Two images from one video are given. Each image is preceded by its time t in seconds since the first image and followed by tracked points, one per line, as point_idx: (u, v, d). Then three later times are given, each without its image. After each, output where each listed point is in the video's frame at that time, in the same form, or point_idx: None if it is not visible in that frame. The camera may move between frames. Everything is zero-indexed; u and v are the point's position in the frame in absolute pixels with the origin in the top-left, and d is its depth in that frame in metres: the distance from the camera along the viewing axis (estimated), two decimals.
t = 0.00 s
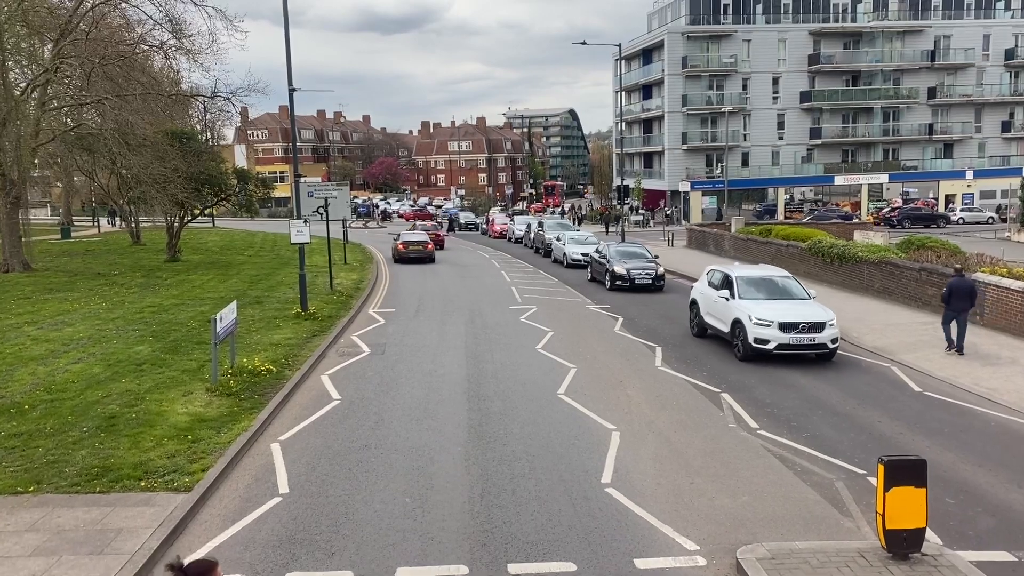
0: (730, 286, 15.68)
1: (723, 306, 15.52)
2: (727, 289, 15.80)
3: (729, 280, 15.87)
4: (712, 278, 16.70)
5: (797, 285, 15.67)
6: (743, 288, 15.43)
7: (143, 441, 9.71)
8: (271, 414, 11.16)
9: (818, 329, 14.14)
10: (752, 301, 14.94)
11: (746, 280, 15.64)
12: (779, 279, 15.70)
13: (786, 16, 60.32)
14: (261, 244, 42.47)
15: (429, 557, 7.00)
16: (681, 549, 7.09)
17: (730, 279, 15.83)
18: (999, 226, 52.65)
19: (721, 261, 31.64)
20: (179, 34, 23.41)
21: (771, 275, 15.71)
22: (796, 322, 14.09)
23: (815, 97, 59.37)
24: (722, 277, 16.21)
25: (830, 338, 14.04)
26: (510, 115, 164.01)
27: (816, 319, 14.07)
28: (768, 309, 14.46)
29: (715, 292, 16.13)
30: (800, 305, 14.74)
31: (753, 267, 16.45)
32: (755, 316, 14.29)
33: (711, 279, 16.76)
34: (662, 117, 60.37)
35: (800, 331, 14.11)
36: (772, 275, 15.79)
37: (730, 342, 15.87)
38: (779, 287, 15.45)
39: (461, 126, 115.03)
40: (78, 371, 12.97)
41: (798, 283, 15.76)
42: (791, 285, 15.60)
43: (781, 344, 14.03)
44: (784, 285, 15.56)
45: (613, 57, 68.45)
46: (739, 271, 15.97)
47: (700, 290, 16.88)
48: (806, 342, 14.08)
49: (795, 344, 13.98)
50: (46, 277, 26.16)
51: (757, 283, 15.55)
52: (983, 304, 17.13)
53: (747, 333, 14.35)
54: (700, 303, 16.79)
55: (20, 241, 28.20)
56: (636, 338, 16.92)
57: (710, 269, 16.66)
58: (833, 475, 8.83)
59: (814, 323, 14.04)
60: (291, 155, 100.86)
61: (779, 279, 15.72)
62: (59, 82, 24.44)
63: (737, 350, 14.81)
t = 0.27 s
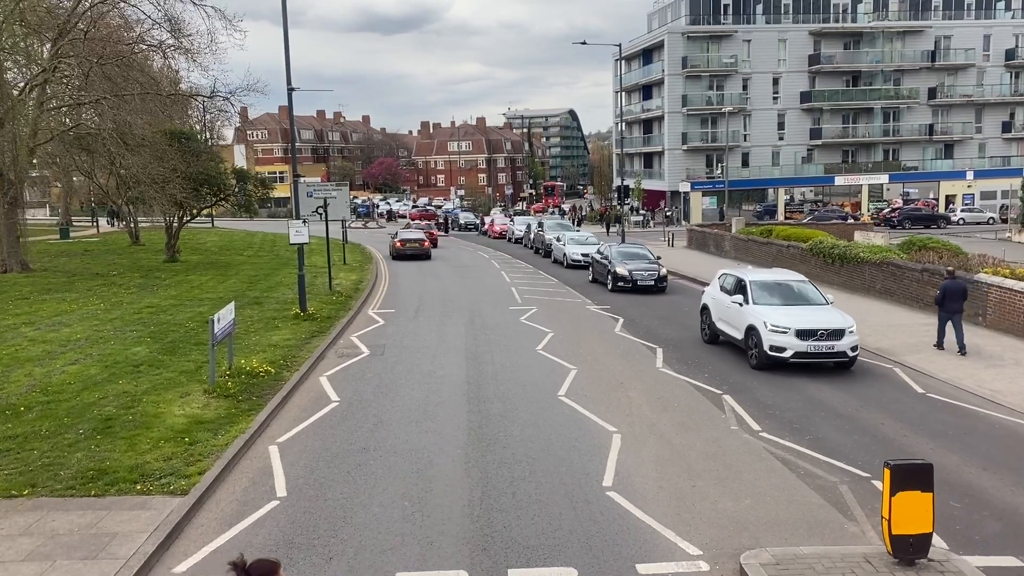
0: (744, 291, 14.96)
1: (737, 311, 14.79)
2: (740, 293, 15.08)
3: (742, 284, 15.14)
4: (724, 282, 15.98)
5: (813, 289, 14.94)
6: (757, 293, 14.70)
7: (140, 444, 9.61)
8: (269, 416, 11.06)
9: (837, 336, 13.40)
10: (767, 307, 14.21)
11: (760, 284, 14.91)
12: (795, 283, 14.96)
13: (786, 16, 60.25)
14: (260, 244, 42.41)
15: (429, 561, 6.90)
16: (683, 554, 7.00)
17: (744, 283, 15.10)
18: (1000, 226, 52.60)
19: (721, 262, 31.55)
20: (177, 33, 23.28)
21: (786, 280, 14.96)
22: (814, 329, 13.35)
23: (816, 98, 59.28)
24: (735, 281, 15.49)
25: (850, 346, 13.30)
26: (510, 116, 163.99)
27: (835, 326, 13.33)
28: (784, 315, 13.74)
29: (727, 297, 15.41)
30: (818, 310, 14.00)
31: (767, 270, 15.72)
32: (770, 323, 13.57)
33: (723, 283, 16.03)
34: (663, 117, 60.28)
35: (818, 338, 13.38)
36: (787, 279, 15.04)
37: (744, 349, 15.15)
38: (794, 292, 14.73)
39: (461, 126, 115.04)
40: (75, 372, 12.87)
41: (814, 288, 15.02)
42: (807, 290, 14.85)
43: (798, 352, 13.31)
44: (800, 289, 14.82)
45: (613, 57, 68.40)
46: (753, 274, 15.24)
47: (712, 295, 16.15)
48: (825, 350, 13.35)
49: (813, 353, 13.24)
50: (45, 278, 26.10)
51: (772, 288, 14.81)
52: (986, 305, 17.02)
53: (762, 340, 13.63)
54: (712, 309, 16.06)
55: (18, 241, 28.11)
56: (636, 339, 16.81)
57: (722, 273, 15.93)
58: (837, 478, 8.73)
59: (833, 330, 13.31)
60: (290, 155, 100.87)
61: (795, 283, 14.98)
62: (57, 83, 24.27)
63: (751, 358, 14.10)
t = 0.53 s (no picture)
0: (758, 296, 14.33)
1: (751, 318, 14.15)
2: (754, 299, 14.44)
3: (756, 289, 14.50)
4: (737, 287, 15.33)
5: (830, 294, 14.27)
6: (772, 299, 14.06)
7: (136, 446, 9.52)
8: (266, 418, 10.97)
9: (857, 343, 12.72)
10: (783, 313, 13.56)
11: (776, 289, 14.27)
12: (812, 288, 14.31)
13: (786, 16, 60.18)
14: (259, 245, 42.35)
15: (428, 566, 6.82)
16: (685, 558, 6.91)
17: (759, 288, 14.46)
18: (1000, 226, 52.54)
19: (722, 262, 31.48)
20: (176, 32, 23.15)
21: (802, 284, 14.28)
22: (833, 337, 12.69)
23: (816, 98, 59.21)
24: (749, 286, 14.85)
25: (870, 354, 12.63)
26: (510, 115, 163.99)
27: (855, 333, 12.67)
28: (801, 321, 13.08)
29: (740, 302, 14.77)
30: (836, 317, 13.34)
31: (782, 275, 15.08)
32: (787, 330, 12.92)
33: (736, 288, 15.39)
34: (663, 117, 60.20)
35: (837, 346, 12.71)
36: (804, 284, 14.39)
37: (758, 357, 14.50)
38: (811, 297, 14.08)
39: (461, 126, 115.02)
40: (71, 373, 12.77)
41: (832, 293, 14.35)
42: (825, 295, 14.19)
43: (816, 361, 12.64)
44: (818, 295, 14.17)
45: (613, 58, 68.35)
46: (767, 279, 14.60)
47: (724, 300, 15.50)
48: (844, 359, 12.68)
49: (832, 362, 12.56)
50: (44, 278, 26.03)
51: (788, 293, 14.14)
52: (989, 306, 16.94)
53: (778, 348, 12.99)
54: (725, 314, 15.40)
55: (17, 241, 28.03)
56: (637, 340, 16.75)
57: (736, 277, 15.27)
58: (841, 481, 8.66)
59: (853, 337, 12.65)
60: (290, 156, 100.89)
61: (812, 288, 14.33)
62: (56, 82, 24.04)
63: (766, 366, 13.45)
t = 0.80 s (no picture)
0: (773, 301, 13.66)
1: (765, 324, 13.47)
2: (768, 304, 13.77)
3: (771, 294, 13.83)
4: (750, 291, 14.66)
5: (847, 299, 13.60)
6: (787, 304, 13.39)
7: (133, 448, 9.44)
8: (264, 419, 10.89)
9: (877, 352, 12.05)
10: (800, 319, 12.88)
11: (791, 293, 13.59)
12: (828, 292, 13.64)
13: (786, 16, 60.11)
14: (259, 244, 42.30)
15: (427, 571, 6.73)
16: (688, 562, 6.83)
17: (773, 292, 13.77)
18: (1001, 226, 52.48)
19: (723, 262, 31.41)
20: (175, 32, 23.01)
21: (818, 289, 13.63)
22: (853, 344, 12.02)
23: (816, 98, 59.14)
24: (762, 291, 14.17)
25: (891, 362, 11.97)
26: (510, 116, 163.96)
27: (875, 341, 12.01)
28: (819, 328, 12.42)
29: (753, 307, 14.11)
30: (856, 323, 12.66)
31: (796, 278, 14.40)
32: (804, 338, 12.25)
33: (749, 292, 14.72)
34: (663, 117, 60.12)
35: (857, 354, 12.05)
36: (820, 288, 13.71)
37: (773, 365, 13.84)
38: (828, 302, 13.40)
39: (461, 126, 114.98)
40: (69, 374, 12.70)
41: (850, 297, 13.68)
42: (842, 300, 13.52)
43: (835, 370, 11.98)
44: (835, 300, 13.49)
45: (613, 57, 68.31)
46: (782, 283, 13.93)
47: (737, 305, 14.83)
48: (864, 368, 12.01)
49: (852, 370, 11.90)
50: (43, 278, 25.96)
51: (804, 298, 13.48)
52: (991, 307, 16.86)
53: (794, 356, 12.32)
54: (737, 320, 14.74)
55: (16, 242, 27.96)
56: (638, 341, 16.68)
57: (748, 281, 14.62)
58: (844, 484, 8.57)
59: (873, 345, 11.99)
60: (290, 156, 100.85)
61: (829, 292, 13.65)
62: (54, 82, 23.86)
63: (781, 375, 12.79)
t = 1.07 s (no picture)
0: (787, 306, 13.08)
1: (780, 330, 12.88)
2: (783, 309, 13.17)
3: (785, 299, 13.23)
4: (764, 296, 14.06)
5: (866, 305, 12.99)
6: (803, 310, 12.79)
7: (130, 450, 9.37)
8: (263, 421, 10.82)
9: (899, 361, 11.43)
10: (817, 326, 12.29)
11: (807, 298, 13.01)
12: (846, 298, 13.05)
13: (787, 16, 60.05)
14: (259, 244, 42.27)
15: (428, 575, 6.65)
16: (690, 566, 6.77)
17: (788, 297, 13.18)
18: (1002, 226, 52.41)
19: (723, 262, 31.35)
20: (174, 31, 22.89)
21: (835, 295, 13.03)
22: (873, 353, 11.41)
23: (816, 97, 59.05)
24: (777, 295, 13.57)
25: (914, 372, 11.36)
26: (510, 115, 163.91)
27: (897, 349, 11.40)
28: (838, 335, 11.81)
29: (768, 312, 13.51)
30: (875, 330, 12.05)
31: (812, 282, 13.80)
32: (821, 345, 11.65)
33: (762, 297, 14.11)
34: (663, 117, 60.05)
35: (877, 363, 11.44)
36: (837, 293, 13.12)
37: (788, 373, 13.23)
38: (845, 307, 12.82)
39: (461, 126, 114.92)
40: (67, 375, 12.64)
41: (868, 303, 13.08)
42: (860, 306, 12.91)
43: (854, 379, 11.37)
44: (852, 306, 12.90)
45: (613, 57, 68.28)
46: (797, 288, 13.34)
47: (750, 310, 14.22)
48: (884, 378, 11.41)
49: (872, 380, 11.30)
50: (42, 278, 25.88)
51: (821, 304, 12.87)
52: (993, 307, 16.79)
53: (811, 364, 11.73)
54: (750, 325, 14.14)
55: (15, 242, 27.88)
56: (638, 341, 16.62)
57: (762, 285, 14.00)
58: (848, 486, 8.50)
59: (895, 353, 11.37)
60: (290, 155, 100.78)
61: (846, 298, 13.05)
62: (53, 81, 23.69)
63: (797, 384, 12.19)
